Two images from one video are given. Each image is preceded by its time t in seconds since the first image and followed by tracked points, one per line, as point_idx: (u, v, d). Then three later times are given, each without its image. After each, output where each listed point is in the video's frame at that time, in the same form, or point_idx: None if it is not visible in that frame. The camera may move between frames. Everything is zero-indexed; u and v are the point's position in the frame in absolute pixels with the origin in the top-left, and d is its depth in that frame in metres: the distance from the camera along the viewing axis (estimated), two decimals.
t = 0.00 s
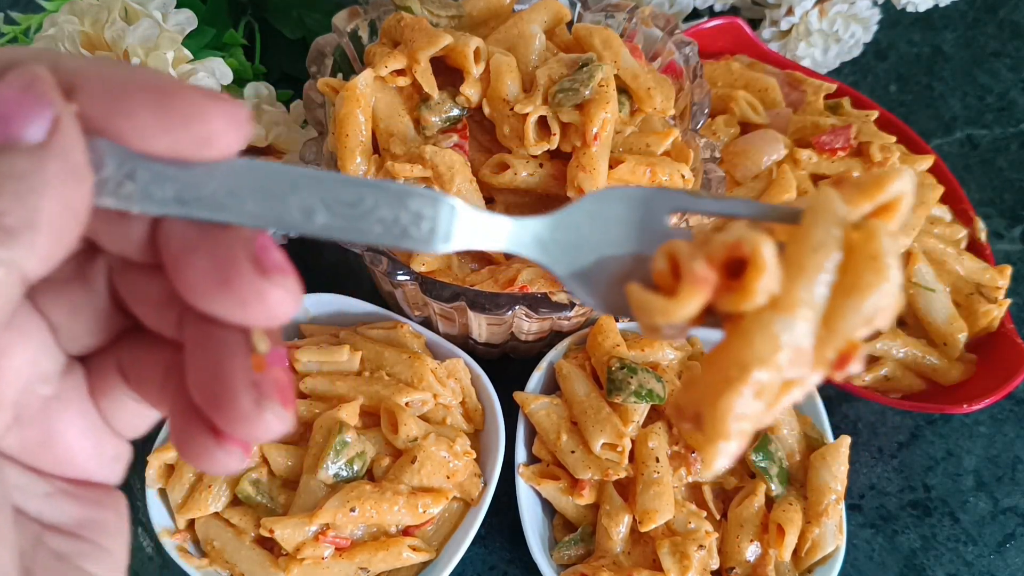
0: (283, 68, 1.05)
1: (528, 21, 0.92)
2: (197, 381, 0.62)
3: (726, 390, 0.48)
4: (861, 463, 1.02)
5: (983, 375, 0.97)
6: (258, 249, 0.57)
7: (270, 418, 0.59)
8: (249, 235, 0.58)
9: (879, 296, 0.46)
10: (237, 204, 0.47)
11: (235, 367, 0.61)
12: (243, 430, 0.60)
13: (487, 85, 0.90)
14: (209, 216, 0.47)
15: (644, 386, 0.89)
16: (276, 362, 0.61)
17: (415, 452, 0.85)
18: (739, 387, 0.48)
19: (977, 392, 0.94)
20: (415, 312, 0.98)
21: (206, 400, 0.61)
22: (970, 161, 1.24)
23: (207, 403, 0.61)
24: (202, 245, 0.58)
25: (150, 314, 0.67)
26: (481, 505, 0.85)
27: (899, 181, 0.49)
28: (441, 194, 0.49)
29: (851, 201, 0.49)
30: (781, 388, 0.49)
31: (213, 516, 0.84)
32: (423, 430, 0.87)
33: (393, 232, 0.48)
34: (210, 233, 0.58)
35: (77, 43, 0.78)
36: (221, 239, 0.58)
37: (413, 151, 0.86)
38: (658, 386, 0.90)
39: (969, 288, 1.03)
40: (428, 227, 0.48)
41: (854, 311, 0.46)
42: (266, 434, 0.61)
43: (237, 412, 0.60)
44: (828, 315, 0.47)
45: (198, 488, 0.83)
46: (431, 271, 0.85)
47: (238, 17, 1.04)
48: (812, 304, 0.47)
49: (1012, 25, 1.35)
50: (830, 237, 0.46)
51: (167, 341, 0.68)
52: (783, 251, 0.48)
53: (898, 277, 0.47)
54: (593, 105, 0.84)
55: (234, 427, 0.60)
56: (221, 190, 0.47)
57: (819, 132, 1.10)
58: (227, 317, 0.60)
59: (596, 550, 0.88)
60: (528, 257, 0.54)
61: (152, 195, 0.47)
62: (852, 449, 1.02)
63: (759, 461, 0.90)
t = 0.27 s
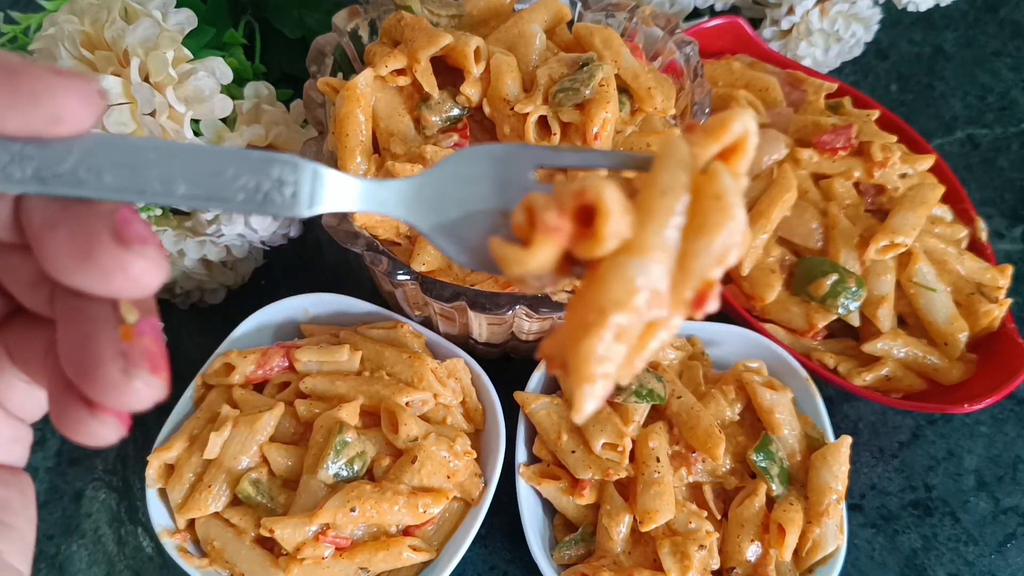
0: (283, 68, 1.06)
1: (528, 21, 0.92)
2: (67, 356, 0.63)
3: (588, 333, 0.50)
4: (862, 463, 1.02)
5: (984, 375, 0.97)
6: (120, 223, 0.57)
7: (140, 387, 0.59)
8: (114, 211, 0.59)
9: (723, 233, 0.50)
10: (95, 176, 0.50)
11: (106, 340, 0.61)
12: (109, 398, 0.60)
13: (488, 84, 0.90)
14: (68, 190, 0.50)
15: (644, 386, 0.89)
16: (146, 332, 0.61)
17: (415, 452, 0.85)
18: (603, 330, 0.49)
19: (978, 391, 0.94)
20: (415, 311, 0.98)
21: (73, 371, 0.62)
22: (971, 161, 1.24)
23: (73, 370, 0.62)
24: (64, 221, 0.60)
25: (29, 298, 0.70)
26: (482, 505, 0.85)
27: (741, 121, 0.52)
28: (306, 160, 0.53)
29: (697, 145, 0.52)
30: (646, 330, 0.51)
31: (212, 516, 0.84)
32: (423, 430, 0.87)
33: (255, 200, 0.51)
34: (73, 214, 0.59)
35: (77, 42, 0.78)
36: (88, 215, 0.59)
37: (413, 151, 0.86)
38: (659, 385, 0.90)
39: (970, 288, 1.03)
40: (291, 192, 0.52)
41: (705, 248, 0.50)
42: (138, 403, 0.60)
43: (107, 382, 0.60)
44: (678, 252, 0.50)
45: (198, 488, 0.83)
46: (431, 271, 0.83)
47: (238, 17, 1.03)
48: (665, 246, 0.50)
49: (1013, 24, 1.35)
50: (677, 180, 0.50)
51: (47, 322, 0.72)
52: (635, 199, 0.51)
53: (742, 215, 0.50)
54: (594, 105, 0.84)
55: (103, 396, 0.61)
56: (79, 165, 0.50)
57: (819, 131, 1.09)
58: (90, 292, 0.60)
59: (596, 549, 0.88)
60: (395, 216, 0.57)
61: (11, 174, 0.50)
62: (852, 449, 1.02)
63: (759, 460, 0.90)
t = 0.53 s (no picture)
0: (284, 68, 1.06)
1: (528, 21, 0.92)
2: (22, 353, 0.64)
3: (546, 330, 0.50)
4: (861, 463, 1.02)
5: (984, 375, 0.97)
6: (70, 219, 0.57)
7: (97, 386, 0.61)
8: (64, 208, 0.58)
9: (678, 231, 0.50)
10: (49, 174, 0.50)
11: (59, 339, 0.62)
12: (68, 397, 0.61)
13: (487, 85, 0.90)
14: (18, 187, 0.50)
15: (644, 386, 0.89)
16: (100, 330, 0.62)
17: (415, 452, 0.85)
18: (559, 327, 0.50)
19: (977, 392, 0.94)
20: (415, 311, 0.98)
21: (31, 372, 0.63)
22: (970, 161, 1.24)
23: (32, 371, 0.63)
24: (13, 218, 0.59)
25: None
26: (482, 505, 0.85)
27: (699, 114, 0.51)
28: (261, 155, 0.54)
29: (654, 139, 0.52)
30: (605, 327, 0.51)
31: (213, 516, 0.84)
32: (424, 429, 0.87)
33: (210, 196, 0.52)
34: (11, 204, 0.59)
35: (77, 42, 0.78)
36: (33, 211, 0.58)
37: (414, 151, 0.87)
38: (658, 385, 0.90)
39: (970, 288, 1.03)
40: (247, 188, 0.53)
41: (661, 246, 0.50)
42: (94, 401, 0.62)
43: (62, 381, 0.61)
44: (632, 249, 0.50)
45: (198, 487, 0.83)
46: (432, 271, 0.83)
47: (239, 16, 1.03)
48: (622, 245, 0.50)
49: (1012, 24, 1.35)
50: (634, 177, 0.50)
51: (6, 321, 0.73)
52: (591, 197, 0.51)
53: (700, 212, 0.50)
54: (593, 105, 0.84)
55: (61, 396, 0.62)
56: (30, 161, 0.51)
57: (819, 132, 1.09)
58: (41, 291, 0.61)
59: (596, 549, 0.88)
60: (351, 212, 0.57)
61: None
62: (852, 449, 1.02)
63: (759, 460, 0.90)
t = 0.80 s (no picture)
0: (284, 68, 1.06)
1: (528, 21, 0.92)
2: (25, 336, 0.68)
3: (551, 284, 0.52)
4: (861, 462, 1.02)
5: (985, 376, 0.97)
6: (68, 191, 0.62)
7: (100, 364, 0.64)
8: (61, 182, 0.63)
9: (674, 181, 0.53)
10: (45, 151, 0.51)
11: (63, 313, 0.66)
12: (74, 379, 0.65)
13: (488, 85, 0.90)
14: (16, 164, 0.51)
15: (644, 386, 0.89)
16: (102, 307, 0.67)
17: (415, 451, 0.85)
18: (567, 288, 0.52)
19: (978, 393, 0.94)
20: (415, 311, 0.98)
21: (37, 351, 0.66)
22: (970, 161, 1.24)
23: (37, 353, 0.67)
24: (8, 191, 0.62)
25: None
26: (482, 505, 0.85)
27: (690, 73, 0.54)
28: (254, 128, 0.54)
29: (649, 96, 0.54)
30: (611, 287, 0.54)
31: (213, 516, 0.84)
32: (424, 429, 0.87)
33: (206, 171, 0.52)
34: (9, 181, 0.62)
35: (77, 42, 0.78)
36: (29, 183, 0.62)
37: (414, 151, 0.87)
38: (658, 385, 0.90)
39: (970, 288, 1.03)
40: (242, 163, 0.53)
41: (661, 196, 0.53)
42: (99, 377, 0.65)
43: (64, 361, 0.64)
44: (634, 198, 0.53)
45: (198, 487, 0.83)
46: (432, 271, 0.83)
47: (239, 16, 1.03)
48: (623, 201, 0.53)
49: (1012, 24, 1.35)
50: (632, 132, 0.52)
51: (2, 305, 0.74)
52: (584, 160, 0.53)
53: (695, 161, 0.53)
54: (594, 106, 0.85)
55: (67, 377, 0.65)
56: (26, 139, 0.51)
57: (819, 131, 1.09)
58: (47, 268, 0.66)
59: (596, 549, 0.88)
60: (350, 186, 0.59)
61: None
62: (852, 449, 1.02)
63: (759, 460, 0.90)
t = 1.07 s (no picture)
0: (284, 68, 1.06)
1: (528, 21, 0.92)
2: (87, 238, 0.68)
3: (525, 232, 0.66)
4: (861, 462, 1.02)
5: (985, 375, 0.97)
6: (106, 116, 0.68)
7: (158, 253, 0.63)
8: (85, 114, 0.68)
9: (611, 169, 0.66)
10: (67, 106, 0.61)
11: (122, 217, 0.67)
12: (112, 333, 0.68)
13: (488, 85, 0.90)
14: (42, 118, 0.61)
15: (644, 385, 0.89)
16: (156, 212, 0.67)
17: (416, 451, 0.85)
18: (552, 221, 0.65)
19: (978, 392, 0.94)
20: (415, 311, 0.98)
21: (76, 301, 0.69)
22: (970, 161, 1.24)
23: (87, 283, 0.69)
24: (59, 127, 0.69)
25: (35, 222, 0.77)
26: (482, 505, 0.85)
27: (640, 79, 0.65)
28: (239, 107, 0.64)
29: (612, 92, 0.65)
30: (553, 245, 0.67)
31: (213, 516, 0.84)
32: (424, 429, 0.87)
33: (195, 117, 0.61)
34: (79, 122, 0.68)
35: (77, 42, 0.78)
36: (72, 122, 0.69)
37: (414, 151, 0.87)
38: (658, 384, 0.90)
39: (970, 287, 1.03)
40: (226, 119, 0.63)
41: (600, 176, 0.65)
42: (160, 268, 0.64)
43: (123, 245, 0.64)
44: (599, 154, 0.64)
45: (199, 487, 0.83)
46: (432, 271, 0.83)
47: (239, 16, 1.03)
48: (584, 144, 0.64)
49: (1012, 24, 1.35)
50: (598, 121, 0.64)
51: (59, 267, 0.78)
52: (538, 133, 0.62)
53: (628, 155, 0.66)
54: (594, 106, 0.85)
55: (108, 306, 0.66)
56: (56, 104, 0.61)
57: (819, 131, 1.09)
58: (103, 181, 0.67)
59: (596, 549, 0.88)
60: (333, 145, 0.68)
61: None
62: (852, 448, 1.02)
63: (759, 460, 0.90)
